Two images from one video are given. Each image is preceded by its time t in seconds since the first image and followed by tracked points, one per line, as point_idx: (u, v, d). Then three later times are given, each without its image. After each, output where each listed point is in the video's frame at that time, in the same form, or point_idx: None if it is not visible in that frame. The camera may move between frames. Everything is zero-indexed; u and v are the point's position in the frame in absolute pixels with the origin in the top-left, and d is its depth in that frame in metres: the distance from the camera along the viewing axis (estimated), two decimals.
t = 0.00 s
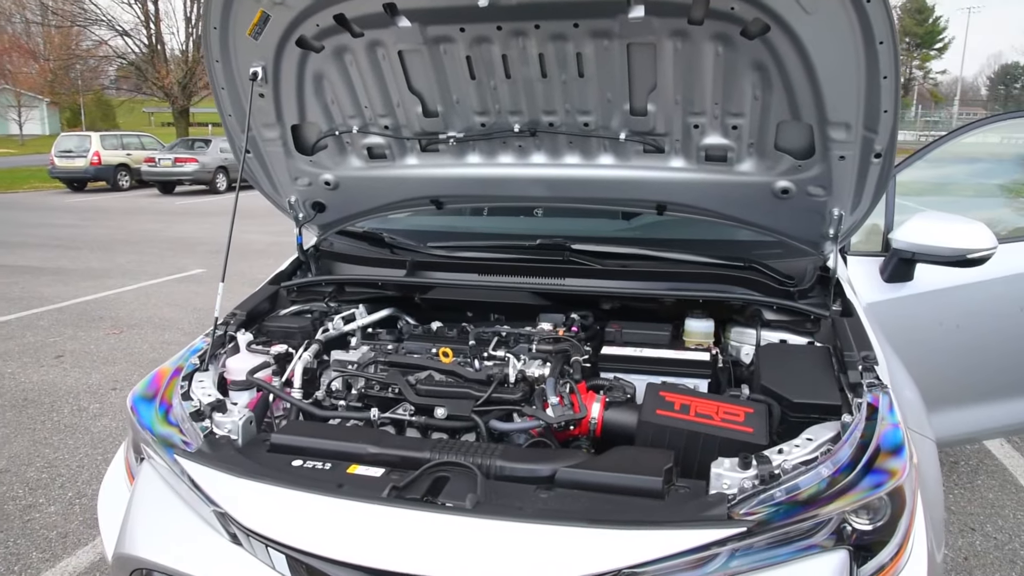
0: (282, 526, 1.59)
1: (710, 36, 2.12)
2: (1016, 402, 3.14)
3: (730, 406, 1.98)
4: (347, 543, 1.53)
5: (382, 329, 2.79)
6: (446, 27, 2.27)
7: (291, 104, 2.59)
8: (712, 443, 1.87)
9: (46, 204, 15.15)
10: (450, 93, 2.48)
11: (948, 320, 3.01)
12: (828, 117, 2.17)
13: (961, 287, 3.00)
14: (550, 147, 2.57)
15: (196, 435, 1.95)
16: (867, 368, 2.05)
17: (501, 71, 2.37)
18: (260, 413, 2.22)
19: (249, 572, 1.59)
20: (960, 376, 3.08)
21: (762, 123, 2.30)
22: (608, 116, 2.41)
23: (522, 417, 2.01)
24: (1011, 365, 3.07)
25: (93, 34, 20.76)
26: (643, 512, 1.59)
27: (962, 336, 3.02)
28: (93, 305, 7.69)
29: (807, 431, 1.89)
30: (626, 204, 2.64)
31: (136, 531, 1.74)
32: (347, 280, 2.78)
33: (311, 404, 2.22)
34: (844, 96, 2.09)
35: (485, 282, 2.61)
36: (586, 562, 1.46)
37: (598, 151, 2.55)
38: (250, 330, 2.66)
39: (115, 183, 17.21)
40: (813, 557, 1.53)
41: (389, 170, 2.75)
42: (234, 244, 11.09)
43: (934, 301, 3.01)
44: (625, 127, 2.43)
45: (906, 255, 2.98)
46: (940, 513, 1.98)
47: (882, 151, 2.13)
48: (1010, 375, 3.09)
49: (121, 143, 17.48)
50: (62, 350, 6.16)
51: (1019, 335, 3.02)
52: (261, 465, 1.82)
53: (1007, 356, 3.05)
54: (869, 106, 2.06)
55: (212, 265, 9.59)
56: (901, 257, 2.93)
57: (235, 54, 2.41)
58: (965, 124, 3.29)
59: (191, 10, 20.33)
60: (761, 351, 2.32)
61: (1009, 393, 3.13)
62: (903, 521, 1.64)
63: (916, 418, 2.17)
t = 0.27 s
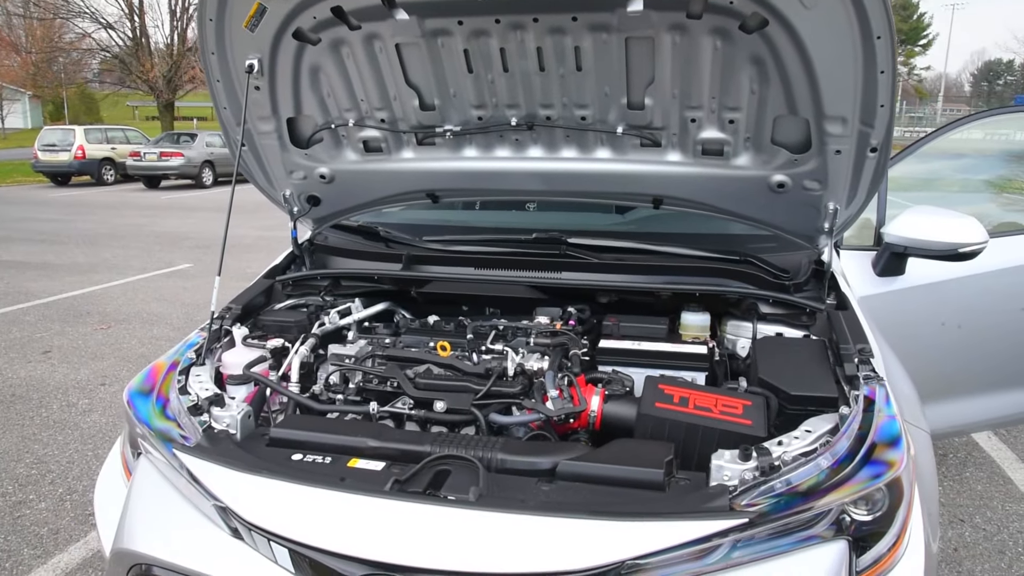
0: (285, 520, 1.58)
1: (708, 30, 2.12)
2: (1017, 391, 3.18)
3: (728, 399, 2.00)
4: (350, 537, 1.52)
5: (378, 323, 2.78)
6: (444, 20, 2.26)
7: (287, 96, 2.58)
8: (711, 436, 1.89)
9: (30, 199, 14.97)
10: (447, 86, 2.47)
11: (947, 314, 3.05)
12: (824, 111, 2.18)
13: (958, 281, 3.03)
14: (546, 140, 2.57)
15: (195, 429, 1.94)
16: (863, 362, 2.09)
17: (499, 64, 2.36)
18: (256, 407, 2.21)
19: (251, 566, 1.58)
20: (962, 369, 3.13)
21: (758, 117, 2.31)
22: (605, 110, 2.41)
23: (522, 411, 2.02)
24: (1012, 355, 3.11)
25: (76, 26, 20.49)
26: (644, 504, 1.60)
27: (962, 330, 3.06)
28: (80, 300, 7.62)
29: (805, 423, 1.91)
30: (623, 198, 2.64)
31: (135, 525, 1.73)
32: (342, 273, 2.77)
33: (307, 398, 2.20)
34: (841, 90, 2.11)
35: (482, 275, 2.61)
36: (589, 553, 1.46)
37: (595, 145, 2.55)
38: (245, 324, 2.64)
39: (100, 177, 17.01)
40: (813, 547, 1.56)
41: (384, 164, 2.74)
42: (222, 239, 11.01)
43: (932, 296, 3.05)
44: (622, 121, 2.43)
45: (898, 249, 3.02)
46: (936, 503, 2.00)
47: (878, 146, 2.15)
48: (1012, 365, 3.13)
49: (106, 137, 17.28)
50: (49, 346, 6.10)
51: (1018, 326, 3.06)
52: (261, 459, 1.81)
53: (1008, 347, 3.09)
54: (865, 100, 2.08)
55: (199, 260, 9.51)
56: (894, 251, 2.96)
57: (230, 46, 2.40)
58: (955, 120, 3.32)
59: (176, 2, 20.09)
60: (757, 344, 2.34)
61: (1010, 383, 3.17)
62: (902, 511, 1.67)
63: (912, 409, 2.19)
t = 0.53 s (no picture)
0: (286, 519, 1.57)
1: (712, 29, 2.12)
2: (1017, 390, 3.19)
3: (730, 398, 2.00)
4: (352, 536, 1.51)
5: (378, 321, 2.77)
6: (446, 17, 2.25)
7: (287, 92, 2.56)
8: (713, 436, 1.88)
9: (23, 194, 14.88)
10: (448, 83, 2.46)
11: (949, 314, 3.05)
12: (827, 111, 2.18)
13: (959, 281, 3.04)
14: (548, 138, 2.57)
15: (194, 427, 1.92)
16: (864, 361, 2.09)
17: (500, 62, 2.35)
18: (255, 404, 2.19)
19: (252, 565, 1.57)
20: (963, 367, 3.13)
21: (761, 116, 2.30)
22: (607, 108, 2.40)
23: (523, 410, 2.01)
24: (1011, 354, 3.12)
25: (70, 20, 20.37)
26: (648, 504, 1.60)
27: (962, 329, 3.07)
28: (74, 296, 7.58)
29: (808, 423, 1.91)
30: (624, 196, 2.64)
31: (134, 524, 1.72)
32: (342, 271, 2.76)
33: (306, 396, 2.19)
34: (844, 90, 2.10)
35: (482, 273, 2.60)
36: (593, 553, 1.46)
37: (596, 143, 2.54)
38: (244, 321, 2.63)
39: (94, 173, 16.92)
40: (816, 547, 1.56)
41: (385, 161, 2.73)
42: (217, 236, 10.97)
43: (932, 295, 3.06)
44: (624, 119, 2.42)
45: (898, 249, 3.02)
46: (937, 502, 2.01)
47: (880, 146, 2.15)
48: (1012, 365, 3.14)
49: (100, 132, 17.19)
50: (44, 342, 6.07)
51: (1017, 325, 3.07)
52: (261, 457, 1.80)
53: (1008, 346, 3.10)
54: (868, 100, 2.08)
55: (194, 257, 9.46)
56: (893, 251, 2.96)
57: (230, 41, 2.39)
58: (953, 121, 3.34)
59: None
60: (758, 344, 2.34)
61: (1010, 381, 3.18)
62: (904, 510, 1.67)
63: (913, 408, 2.20)
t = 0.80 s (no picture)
0: (292, 528, 1.54)
1: (718, 30, 2.10)
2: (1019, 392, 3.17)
3: (739, 402, 1.98)
4: (358, 545, 1.49)
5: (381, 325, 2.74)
6: (450, 18, 2.23)
7: (288, 95, 2.54)
8: (721, 440, 1.87)
9: (19, 198, 14.82)
10: (451, 85, 2.44)
11: (949, 314, 3.04)
12: (834, 113, 2.16)
13: (960, 282, 3.03)
14: (552, 140, 2.54)
15: (196, 433, 1.89)
16: (873, 364, 2.07)
17: (504, 64, 2.33)
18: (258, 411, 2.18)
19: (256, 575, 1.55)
20: (964, 368, 3.11)
21: (767, 117, 2.29)
22: (612, 110, 2.38)
23: (530, 415, 1.99)
24: (1013, 356, 3.11)
25: (66, 24, 20.32)
26: (659, 511, 1.57)
27: (962, 330, 3.06)
28: (72, 301, 7.54)
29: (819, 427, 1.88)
30: (629, 199, 2.61)
31: (136, 533, 1.69)
32: (344, 275, 2.73)
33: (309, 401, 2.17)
34: (851, 91, 2.09)
35: (486, 277, 2.57)
36: (604, 562, 1.43)
37: (600, 145, 2.52)
38: (245, 326, 2.60)
39: (90, 177, 16.86)
40: (830, 553, 1.54)
41: (387, 164, 2.70)
42: (215, 240, 10.92)
43: (933, 296, 3.05)
44: (629, 121, 2.40)
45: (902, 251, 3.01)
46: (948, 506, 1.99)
47: (888, 147, 2.13)
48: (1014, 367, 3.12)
49: (96, 136, 17.14)
50: (41, 347, 6.02)
51: (1018, 327, 3.06)
52: (265, 465, 1.78)
53: (1009, 348, 3.09)
54: (876, 101, 2.06)
55: (192, 261, 9.43)
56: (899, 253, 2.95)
57: (231, 43, 2.37)
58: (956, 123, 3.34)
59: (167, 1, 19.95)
60: (765, 347, 2.32)
61: (1012, 384, 3.16)
62: (918, 515, 1.65)
63: (922, 411, 2.18)
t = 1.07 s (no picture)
0: (300, 540, 1.50)
1: (728, 29, 2.07)
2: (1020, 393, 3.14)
3: (753, 408, 1.95)
4: (368, 558, 1.45)
5: (385, 331, 2.71)
6: (455, 19, 2.20)
7: (290, 98, 2.51)
8: (736, 447, 1.83)
9: (16, 204, 14.75)
10: (456, 87, 2.41)
11: (949, 314, 3.01)
12: (846, 113, 2.14)
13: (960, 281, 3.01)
14: (558, 143, 2.51)
15: (200, 443, 1.85)
16: (888, 368, 2.04)
17: (510, 65, 2.30)
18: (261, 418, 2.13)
19: None
20: (965, 369, 3.08)
21: (777, 118, 2.26)
22: (619, 112, 2.35)
23: (540, 422, 1.95)
24: (1014, 356, 3.08)
25: (62, 30, 20.27)
26: (676, 520, 1.53)
27: (962, 330, 3.03)
28: (69, 307, 7.48)
29: (836, 433, 1.85)
30: (636, 201, 2.58)
31: (139, 547, 1.65)
32: (347, 280, 2.70)
33: (314, 409, 2.13)
34: (863, 90, 2.06)
35: (492, 282, 2.54)
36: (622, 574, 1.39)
37: (607, 147, 2.49)
38: (247, 334, 2.56)
39: (86, 182, 16.80)
40: (850, 561, 1.50)
41: (390, 167, 2.67)
42: (213, 245, 10.87)
43: (932, 295, 3.03)
44: (636, 122, 2.37)
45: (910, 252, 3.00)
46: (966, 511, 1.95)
47: (900, 147, 2.11)
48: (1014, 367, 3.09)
49: (92, 142, 17.08)
50: (39, 355, 5.97)
51: (1019, 327, 3.04)
52: (270, 475, 1.74)
53: (1010, 348, 3.06)
54: (889, 100, 2.03)
55: (190, 266, 9.37)
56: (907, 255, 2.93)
57: (232, 46, 2.33)
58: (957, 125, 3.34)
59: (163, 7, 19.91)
60: (777, 351, 2.28)
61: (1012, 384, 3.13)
62: (939, 522, 1.61)
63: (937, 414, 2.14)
